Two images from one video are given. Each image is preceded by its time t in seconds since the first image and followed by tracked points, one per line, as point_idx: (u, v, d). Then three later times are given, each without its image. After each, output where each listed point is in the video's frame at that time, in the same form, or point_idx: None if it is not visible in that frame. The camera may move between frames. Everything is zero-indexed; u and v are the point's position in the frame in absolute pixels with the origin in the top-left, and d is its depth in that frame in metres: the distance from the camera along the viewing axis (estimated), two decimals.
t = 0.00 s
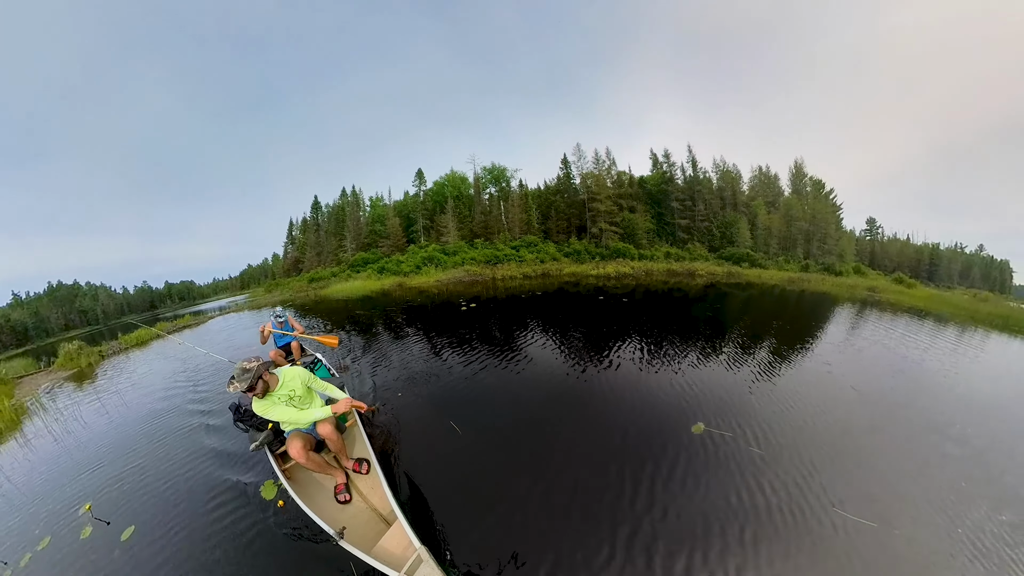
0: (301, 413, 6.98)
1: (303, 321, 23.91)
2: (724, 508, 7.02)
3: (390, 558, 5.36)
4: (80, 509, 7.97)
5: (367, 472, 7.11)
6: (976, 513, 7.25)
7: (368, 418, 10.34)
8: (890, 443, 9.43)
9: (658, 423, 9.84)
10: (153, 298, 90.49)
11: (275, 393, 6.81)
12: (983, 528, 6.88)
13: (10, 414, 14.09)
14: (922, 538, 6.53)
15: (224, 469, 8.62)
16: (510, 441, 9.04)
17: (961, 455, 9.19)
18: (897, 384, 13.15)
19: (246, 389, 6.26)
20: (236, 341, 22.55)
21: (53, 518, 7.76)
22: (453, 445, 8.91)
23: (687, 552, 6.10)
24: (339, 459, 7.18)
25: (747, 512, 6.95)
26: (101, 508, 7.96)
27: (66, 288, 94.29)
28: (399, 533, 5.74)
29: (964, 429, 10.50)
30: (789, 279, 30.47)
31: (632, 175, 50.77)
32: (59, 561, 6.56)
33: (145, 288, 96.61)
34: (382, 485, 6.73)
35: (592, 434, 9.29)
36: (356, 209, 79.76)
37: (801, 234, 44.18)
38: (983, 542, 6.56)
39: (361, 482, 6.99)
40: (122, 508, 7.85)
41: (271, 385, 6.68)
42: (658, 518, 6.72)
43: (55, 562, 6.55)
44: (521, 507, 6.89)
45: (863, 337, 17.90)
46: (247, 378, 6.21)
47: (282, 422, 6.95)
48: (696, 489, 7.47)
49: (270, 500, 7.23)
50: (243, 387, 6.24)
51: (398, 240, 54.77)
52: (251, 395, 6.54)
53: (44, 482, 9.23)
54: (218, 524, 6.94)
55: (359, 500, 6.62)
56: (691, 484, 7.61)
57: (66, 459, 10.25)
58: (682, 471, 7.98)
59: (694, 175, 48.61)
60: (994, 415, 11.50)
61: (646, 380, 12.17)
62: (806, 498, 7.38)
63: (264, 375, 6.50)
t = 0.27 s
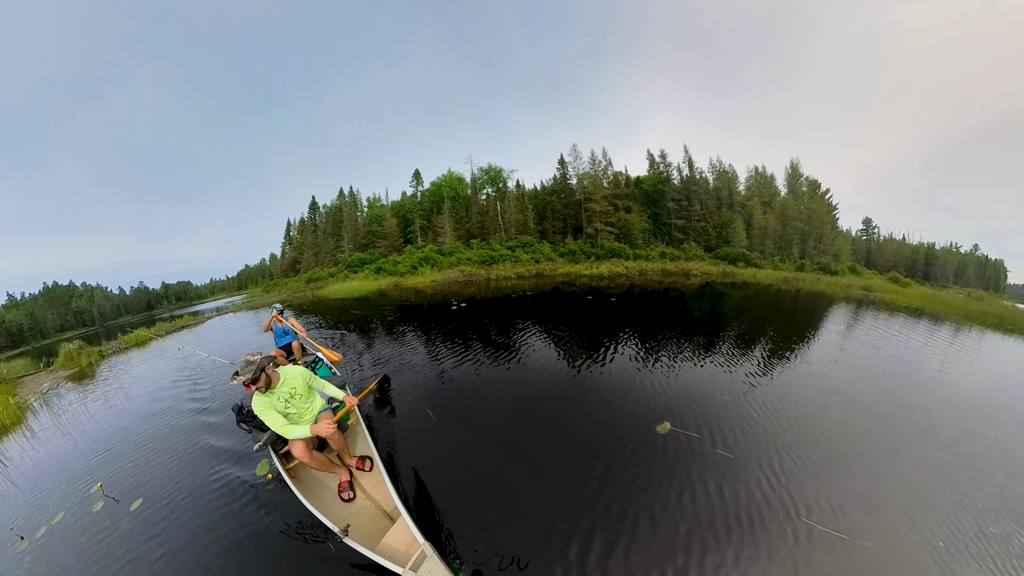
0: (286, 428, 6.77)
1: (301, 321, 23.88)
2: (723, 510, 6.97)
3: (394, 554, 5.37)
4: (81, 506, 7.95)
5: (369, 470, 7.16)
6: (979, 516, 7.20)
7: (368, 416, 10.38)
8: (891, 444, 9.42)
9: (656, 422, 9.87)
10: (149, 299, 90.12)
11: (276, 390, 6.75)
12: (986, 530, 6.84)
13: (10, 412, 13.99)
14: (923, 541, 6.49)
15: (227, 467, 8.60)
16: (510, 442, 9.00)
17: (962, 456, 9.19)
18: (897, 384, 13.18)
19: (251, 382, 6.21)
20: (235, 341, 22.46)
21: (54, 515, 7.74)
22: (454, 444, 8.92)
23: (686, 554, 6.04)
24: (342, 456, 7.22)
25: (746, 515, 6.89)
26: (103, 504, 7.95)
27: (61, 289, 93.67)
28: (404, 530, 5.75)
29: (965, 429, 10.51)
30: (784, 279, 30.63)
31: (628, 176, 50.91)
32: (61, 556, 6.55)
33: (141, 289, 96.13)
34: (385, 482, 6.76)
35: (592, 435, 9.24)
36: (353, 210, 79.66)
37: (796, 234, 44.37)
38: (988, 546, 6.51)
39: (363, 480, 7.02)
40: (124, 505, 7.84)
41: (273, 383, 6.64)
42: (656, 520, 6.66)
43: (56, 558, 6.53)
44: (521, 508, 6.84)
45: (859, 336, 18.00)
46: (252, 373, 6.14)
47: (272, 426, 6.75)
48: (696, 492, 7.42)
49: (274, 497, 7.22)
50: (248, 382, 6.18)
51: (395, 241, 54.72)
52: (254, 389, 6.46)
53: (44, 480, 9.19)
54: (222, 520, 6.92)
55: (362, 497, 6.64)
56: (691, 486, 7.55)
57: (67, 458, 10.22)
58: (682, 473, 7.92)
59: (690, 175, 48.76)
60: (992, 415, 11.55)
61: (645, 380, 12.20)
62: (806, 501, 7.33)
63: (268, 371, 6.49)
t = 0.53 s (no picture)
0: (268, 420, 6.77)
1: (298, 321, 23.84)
2: (716, 508, 6.98)
3: (394, 552, 5.38)
4: (81, 503, 7.99)
5: (370, 468, 7.12)
6: (976, 515, 7.22)
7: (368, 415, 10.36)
8: (889, 443, 9.45)
9: (655, 421, 9.89)
10: (146, 300, 89.73)
11: (276, 386, 6.78)
12: (981, 529, 6.88)
13: (11, 411, 13.93)
14: (915, 540, 6.51)
15: (227, 463, 8.62)
16: (508, 441, 8.99)
17: (960, 455, 9.22)
18: (894, 383, 13.23)
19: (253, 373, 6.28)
20: (233, 340, 22.40)
21: (54, 512, 7.77)
22: (453, 444, 8.92)
23: (678, 552, 6.06)
24: (342, 454, 7.18)
25: (739, 512, 6.91)
26: (102, 501, 7.99)
27: (56, 290, 93.07)
28: (403, 527, 5.75)
29: (963, 428, 10.56)
30: (779, 278, 30.76)
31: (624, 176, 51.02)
32: (62, 553, 6.61)
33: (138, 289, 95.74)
34: (385, 480, 6.73)
35: (588, 434, 9.27)
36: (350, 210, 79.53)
37: (791, 233, 44.59)
38: (983, 546, 6.53)
39: (364, 478, 6.98)
40: (124, 501, 7.88)
41: (275, 376, 6.68)
42: (649, 519, 6.66)
43: (56, 555, 6.58)
44: (516, 507, 6.84)
45: (855, 335, 18.09)
46: (258, 362, 6.14)
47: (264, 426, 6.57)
48: (689, 490, 7.44)
49: (274, 495, 7.21)
50: (254, 371, 6.20)
51: (392, 242, 54.62)
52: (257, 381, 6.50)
53: (44, 477, 9.23)
54: (223, 517, 6.95)
55: (362, 495, 6.62)
56: (685, 485, 7.57)
57: (66, 454, 10.25)
58: (676, 471, 7.96)
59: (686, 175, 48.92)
60: (987, 413, 11.63)
61: (643, 379, 12.22)
62: (800, 499, 7.34)
63: (274, 363, 6.55)
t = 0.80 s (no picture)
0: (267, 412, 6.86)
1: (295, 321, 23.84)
2: (713, 506, 7.06)
3: (395, 553, 5.40)
4: (81, 501, 8.01)
5: (370, 469, 7.11)
6: (972, 515, 7.28)
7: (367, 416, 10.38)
8: (886, 442, 9.52)
9: (654, 421, 9.93)
10: (141, 301, 89.26)
11: (277, 384, 6.83)
12: (976, 527, 6.96)
13: (13, 410, 13.86)
14: (910, 538, 6.58)
15: (228, 463, 8.65)
16: (507, 440, 9.04)
17: (956, 454, 9.29)
18: (890, 382, 13.31)
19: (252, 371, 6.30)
20: (232, 341, 22.35)
21: (54, 510, 7.79)
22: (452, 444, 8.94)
23: (675, 551, 6.13)
24: (342, 454, 7.16)
25: (736, 511, 6.99)
26: (103, 499, 8.01)
27: (50, 291, 92.43)
28: (404, 528, 5.77)
29: (959, 427, 10.64)
30: (773, 277, 30.94)
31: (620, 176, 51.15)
32: (62, 552, 6.63)
33: (133, 290, 95.26)
34: (386, 481, 6.73)
35: (587, 433, 9.34)
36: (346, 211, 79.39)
37: (787, 233, 44.79)
38: (979, 545, 6.59)
39: (364, 479, 6.97)
40: (124, 500, 7.91)
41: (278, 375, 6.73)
42: (646, 518, 6.73)
43: (57, 554, 6.61)
44: (516, 506, 6.89)
45: (850, 334, 18.20)
46: (264, 358, 6.17)
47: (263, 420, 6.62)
48: (687, 488, 7.51)
49: (276, 497, 7.22)
50: (260, 367, 6.22)
51: (388, 242, 54.47)
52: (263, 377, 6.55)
53: (43, 476, 9.23)
54: (225, 517, 6.98)
55: (363, 496, 6.62)
56: (683, 483, 7.65)
57: (65, 453, 10.25)
58: (674, 470, 8.04)
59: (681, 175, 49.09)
60: (982, 412, 11.71)
61: (641, 379, 12.25)
62: (795, 498, 7.42)
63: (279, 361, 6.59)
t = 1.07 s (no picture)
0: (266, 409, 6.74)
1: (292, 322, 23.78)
2: (713, 504, 7.12)
3: (396, 553, 5.41)
4: (81, 502, 7.99)
5: (372, 469, 7.09)
6: (970, 512, 7.34)
7: (368, 416, 10.41)
8: (883, 440, 9.60)
9: (654, 420, 9.99)
10: (136, 302, 88.65)
11: (281, 384, 6.80)
12: (975, 524, 7.02)
13: (13, 411, 13.73)
14: (907, 533, 6.66)
15: (229, 463, 8.65)
16: (508, 440, 9.06)
17: (952, 451, 9.38)
18: (886, 380, 13.42)
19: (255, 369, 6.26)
20: (229, 341, 22.29)
21: (53, 512, 7.76)
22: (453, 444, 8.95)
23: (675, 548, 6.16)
24: (344, 455, 7.13)
25: (736, 509, 7.03)
26: (103, 500, 7.99)
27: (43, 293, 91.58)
28: (406, 528, 5.78)
29: (954, 425, 10.73)
30: (767, 277, 31.12)
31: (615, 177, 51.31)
32: (63, 553, 6.62)
33: (128, 292, 94.51)
34: (387, 482, 6.71)
35: (588, 432, 9.38)
36: (342, 211, 79.17)
37: (781, 233, 45.09)
38: (976, 542, 6.65)
39: (366, 479, 6.95)
40: (125, 501, 7.89)
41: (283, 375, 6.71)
42: (646, 516, 6.76)
43: (59, 555, 6.60)
44: (517, 505, 6.91)
45: (845, 333, 18.34)
46: (269, 358, 6.15)
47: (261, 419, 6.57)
48: (687, 487, 7.54)
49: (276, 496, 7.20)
50: (264, 367, 6.20)
51: (385, 242, 54.26)
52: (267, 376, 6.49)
53: (42, 477, 9.19)
54: (226, 516, 6.98)
55: (364, 496, 6.59)
56: (683, 482, 7.68)
57: (64, 454, 10.21)
58: (674, 468, 8.08)
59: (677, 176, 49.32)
60: (977, 409, 11.82)
61: (640, 378, 12.34)
62: (795, 495, 7.47)
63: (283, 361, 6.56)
